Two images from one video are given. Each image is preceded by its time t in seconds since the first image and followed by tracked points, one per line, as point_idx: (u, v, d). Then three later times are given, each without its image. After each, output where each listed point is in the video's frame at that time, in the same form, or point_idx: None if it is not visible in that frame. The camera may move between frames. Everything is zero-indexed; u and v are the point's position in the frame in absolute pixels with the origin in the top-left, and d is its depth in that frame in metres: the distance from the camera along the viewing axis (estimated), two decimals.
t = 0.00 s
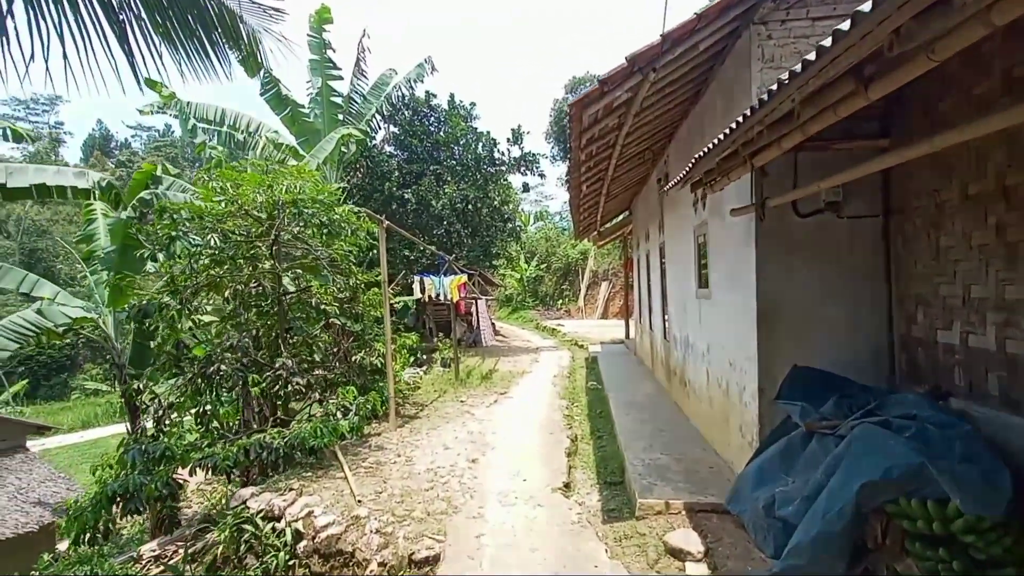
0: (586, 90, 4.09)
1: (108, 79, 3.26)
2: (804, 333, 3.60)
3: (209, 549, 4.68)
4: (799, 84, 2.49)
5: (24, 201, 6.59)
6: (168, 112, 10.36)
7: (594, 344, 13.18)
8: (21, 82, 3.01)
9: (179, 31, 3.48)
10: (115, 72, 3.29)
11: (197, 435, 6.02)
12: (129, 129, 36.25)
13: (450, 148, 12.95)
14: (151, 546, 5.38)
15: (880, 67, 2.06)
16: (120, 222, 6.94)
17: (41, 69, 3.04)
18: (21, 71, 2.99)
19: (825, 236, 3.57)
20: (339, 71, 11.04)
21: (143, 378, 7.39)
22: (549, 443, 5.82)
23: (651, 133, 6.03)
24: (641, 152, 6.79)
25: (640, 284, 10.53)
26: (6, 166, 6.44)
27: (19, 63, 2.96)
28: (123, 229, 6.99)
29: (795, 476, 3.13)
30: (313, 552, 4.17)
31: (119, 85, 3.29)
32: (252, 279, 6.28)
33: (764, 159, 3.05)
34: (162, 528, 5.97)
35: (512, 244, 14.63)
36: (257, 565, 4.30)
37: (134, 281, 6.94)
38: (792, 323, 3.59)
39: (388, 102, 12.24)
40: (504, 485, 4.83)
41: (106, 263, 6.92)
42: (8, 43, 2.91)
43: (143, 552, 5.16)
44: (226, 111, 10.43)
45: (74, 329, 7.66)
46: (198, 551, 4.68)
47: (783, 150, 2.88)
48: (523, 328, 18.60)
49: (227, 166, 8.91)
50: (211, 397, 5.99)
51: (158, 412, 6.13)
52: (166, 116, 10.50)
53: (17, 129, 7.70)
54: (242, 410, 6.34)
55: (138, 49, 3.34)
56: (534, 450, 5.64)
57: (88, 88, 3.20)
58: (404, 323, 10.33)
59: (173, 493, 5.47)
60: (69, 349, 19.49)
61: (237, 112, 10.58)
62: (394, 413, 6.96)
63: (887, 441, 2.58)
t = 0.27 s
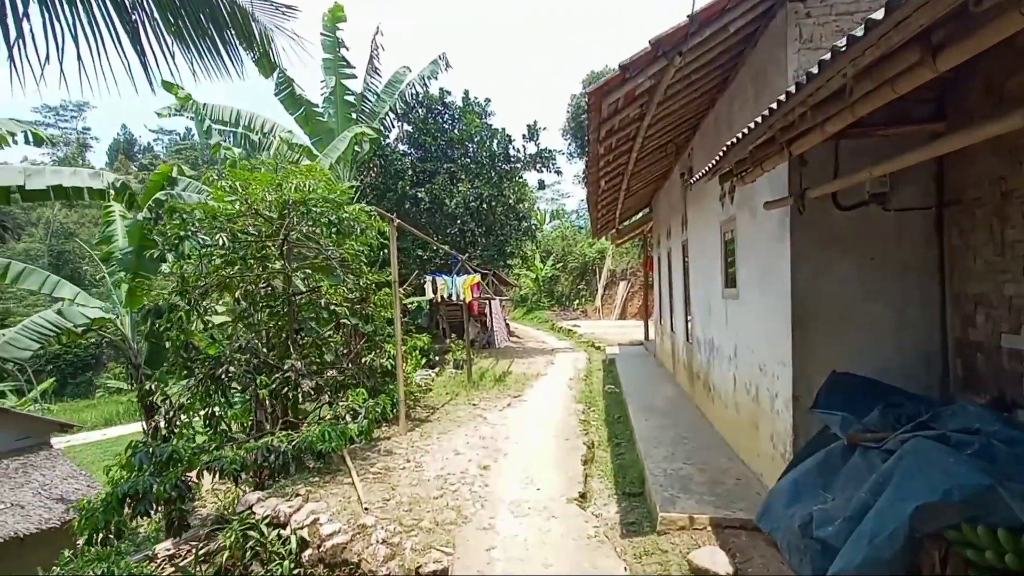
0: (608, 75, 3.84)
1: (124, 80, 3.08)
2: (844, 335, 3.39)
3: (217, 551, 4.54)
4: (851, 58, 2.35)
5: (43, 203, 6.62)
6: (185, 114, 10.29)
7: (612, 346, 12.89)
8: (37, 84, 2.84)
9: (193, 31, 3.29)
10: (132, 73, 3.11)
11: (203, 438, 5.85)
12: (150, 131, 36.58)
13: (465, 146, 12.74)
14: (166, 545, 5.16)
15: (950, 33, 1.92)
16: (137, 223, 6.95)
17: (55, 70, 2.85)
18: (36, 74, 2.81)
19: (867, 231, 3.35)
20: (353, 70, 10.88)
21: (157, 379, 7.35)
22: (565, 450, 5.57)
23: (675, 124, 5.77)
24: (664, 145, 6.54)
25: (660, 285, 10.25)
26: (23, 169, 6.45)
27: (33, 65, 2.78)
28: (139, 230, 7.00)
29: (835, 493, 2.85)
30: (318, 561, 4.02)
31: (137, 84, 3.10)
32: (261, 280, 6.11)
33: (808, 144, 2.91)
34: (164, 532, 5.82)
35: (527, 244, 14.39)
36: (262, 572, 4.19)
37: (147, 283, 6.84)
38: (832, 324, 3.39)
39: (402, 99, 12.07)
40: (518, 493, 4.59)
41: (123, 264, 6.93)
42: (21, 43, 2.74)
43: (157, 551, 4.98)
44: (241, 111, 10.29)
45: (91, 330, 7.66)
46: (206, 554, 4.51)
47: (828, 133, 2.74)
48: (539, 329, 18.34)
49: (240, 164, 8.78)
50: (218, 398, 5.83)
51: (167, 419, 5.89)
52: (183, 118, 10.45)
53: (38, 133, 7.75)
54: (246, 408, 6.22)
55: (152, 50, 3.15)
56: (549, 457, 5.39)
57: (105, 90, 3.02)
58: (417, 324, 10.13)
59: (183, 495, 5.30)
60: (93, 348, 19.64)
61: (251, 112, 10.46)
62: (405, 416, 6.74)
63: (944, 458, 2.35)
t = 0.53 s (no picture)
0: (628, 56, 3.59)
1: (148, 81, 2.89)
2: (885, 334, 3.16)
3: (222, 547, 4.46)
4: (906, 25, 2.08)
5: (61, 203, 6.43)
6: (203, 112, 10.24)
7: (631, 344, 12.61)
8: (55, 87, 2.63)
9: (206, 26, 3.06)
10: (153, 70, 2.89)
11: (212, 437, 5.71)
12: (173, 131, 36.91)
13: (481, 140, 12.51)
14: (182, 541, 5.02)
15: None
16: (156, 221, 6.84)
17: (72, 70, 2.66)
18: (54, 76, 2.61)
19: (911, 222, 3.11)
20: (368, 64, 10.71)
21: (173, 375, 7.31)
22: (583, 453, 5.33)
23: (699, 111, 5.49)
24: (686, 134, 6.26)
25: (682, 283, 9.94)
26: (42, 167, 6.26)
27: (50, 65, 2.59)
28: (156, 228, 6.92)
29: (879, 510, 2.56)
30: (326, 566, 3.86)
31: (160, 81, 2.89)
32: (271, 277, 5.93)
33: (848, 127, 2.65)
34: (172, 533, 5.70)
35: (545, 240, 14.15)
36: None
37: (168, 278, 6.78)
38: (874, 323, 3.15)
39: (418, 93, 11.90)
40: (533, 499, 4.37)
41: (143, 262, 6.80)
42: (40, 42, 2.56)
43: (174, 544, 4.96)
44: (257, 108, 10.16)
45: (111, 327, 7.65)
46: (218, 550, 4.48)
47: (873, 113, 2.48)
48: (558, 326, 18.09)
49: (254, 158, 8.67)
50: (228, 397, 5.69)
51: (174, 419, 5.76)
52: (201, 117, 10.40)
53: (59, 131, 7.61)
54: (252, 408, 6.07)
55: (167, 48, 2.93)
56: (566, 461, 5.15)
57: (127, 89, 2.81)
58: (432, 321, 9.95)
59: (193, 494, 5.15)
60: (119, 344, 19.83)
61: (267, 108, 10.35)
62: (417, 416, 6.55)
63: (1009, 474, 2.19)
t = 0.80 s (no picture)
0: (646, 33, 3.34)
1: (166, 74, 2.65)
2: (928, 331, 2.91)
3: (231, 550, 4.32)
4: None
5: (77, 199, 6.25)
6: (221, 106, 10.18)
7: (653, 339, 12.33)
8: (70, 83, 2.41)
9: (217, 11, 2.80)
10: (164, 62, 2.65)
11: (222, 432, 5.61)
12: (197, 126, 37.26)
13: (499, 131, 12.28)
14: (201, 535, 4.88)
15: None
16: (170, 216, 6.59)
17: (85, 65, 2.42)
18: (68, 71, 2.39)
19: (959, 210, 2.86)
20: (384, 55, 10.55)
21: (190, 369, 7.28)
22: (601, 454, 5.11)
23: (723, 95, 5.22)
24: (710, 121, 5.99)
25: (706, 277, 9.64)
26: (58, 164, 6.07)
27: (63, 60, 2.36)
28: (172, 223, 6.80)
29: (926, 527, 2.30)
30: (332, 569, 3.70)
31: (171, 72, 2.63)
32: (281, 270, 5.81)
33: (887, 104, 2.40)
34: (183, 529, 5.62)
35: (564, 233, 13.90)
36: None
37: (184, 271, 6.72)
38: (916, 319, 2.91)
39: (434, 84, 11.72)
40: (548, 503, 4.17)
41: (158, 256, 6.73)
42: (54, 37, 2.35)
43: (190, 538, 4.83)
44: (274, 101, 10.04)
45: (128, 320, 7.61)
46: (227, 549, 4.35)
47: (920, 86, 2.21)
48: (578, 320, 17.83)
49: (269, 151, 8.56)
50: (237, 393, 5.57)
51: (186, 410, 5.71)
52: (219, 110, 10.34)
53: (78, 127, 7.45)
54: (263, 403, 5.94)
55: (178, 38, 2.69)
56: (583, 462, 4.93)
57: (141, 83, 2.56)
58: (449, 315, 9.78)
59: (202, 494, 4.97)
60: (144, 337, 20.06)
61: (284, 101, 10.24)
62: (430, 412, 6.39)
63: None
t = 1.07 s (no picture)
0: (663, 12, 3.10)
1: (175, 67, 2.64)
2: (973, 329, 2.68)
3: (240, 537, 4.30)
4: None
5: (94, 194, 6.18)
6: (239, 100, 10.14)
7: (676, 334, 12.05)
8: (79, 76, 2.46)
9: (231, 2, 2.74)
10: (173, 55, 2.63)
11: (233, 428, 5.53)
12: (221, 121, 37.61)
13: (518, 121, 12.06)
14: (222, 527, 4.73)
15: None
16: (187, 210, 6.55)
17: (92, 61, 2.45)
18: (77, 63, 2.43)
19: (1009, 197, 2.62)
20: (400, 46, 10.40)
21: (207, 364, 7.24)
22: (619, 454, 4.92)
23: (747, 80, 4.97)
24: (734, 107, 5.73)
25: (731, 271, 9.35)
26: (73, 159, 6.01)
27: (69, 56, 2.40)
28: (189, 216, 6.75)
29: (976, 547, 2.11)
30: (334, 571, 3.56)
31: (180, 67, 2.63)
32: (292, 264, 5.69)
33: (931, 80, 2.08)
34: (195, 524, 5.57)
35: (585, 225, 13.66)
36: None
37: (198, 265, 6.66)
38: (960, 317, 2.67)
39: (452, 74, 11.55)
40: (561, 506, 4.00)
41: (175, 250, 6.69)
42: (63, 30, 2.36)
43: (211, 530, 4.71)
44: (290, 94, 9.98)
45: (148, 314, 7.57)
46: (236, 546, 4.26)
47: (970, 59, 1.91)
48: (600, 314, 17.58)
49: (286, 143, 8.49)
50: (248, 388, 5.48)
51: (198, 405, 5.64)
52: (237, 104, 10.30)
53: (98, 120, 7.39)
54: (274, 398, 5.85)
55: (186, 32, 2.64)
56: (599, 463, 4.73)
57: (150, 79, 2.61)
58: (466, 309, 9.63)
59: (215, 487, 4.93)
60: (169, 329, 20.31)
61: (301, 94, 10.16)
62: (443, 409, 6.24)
63: None
